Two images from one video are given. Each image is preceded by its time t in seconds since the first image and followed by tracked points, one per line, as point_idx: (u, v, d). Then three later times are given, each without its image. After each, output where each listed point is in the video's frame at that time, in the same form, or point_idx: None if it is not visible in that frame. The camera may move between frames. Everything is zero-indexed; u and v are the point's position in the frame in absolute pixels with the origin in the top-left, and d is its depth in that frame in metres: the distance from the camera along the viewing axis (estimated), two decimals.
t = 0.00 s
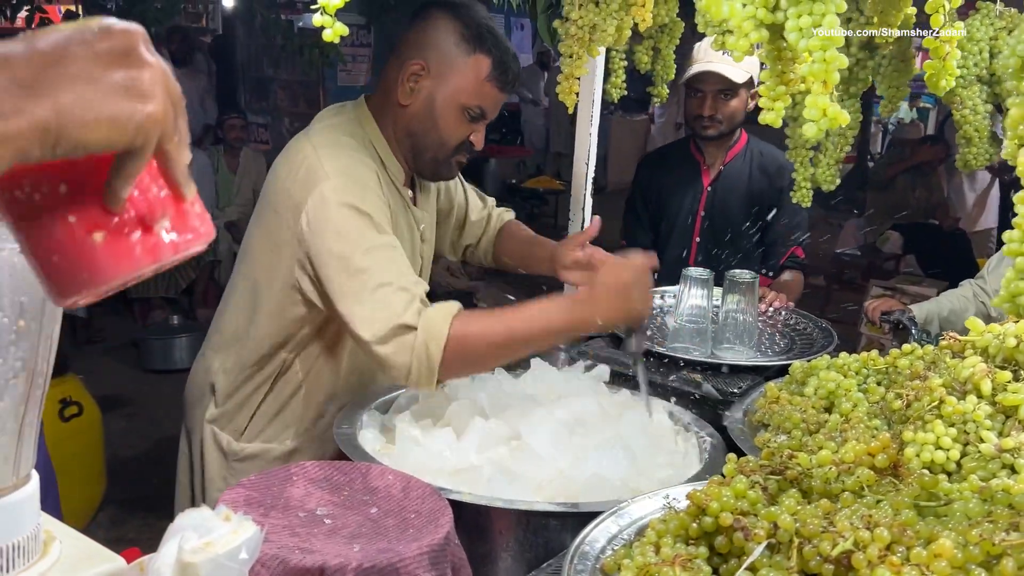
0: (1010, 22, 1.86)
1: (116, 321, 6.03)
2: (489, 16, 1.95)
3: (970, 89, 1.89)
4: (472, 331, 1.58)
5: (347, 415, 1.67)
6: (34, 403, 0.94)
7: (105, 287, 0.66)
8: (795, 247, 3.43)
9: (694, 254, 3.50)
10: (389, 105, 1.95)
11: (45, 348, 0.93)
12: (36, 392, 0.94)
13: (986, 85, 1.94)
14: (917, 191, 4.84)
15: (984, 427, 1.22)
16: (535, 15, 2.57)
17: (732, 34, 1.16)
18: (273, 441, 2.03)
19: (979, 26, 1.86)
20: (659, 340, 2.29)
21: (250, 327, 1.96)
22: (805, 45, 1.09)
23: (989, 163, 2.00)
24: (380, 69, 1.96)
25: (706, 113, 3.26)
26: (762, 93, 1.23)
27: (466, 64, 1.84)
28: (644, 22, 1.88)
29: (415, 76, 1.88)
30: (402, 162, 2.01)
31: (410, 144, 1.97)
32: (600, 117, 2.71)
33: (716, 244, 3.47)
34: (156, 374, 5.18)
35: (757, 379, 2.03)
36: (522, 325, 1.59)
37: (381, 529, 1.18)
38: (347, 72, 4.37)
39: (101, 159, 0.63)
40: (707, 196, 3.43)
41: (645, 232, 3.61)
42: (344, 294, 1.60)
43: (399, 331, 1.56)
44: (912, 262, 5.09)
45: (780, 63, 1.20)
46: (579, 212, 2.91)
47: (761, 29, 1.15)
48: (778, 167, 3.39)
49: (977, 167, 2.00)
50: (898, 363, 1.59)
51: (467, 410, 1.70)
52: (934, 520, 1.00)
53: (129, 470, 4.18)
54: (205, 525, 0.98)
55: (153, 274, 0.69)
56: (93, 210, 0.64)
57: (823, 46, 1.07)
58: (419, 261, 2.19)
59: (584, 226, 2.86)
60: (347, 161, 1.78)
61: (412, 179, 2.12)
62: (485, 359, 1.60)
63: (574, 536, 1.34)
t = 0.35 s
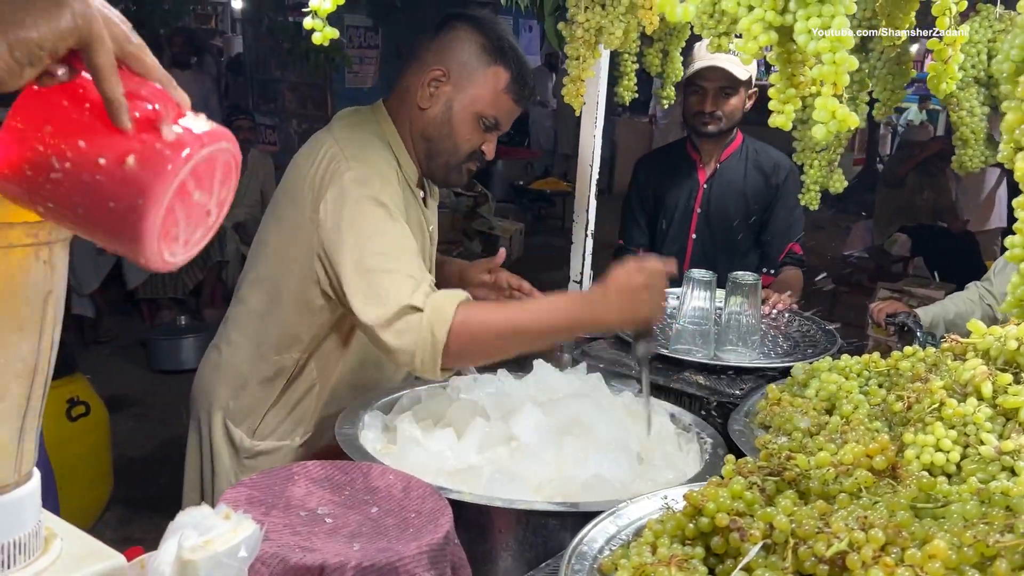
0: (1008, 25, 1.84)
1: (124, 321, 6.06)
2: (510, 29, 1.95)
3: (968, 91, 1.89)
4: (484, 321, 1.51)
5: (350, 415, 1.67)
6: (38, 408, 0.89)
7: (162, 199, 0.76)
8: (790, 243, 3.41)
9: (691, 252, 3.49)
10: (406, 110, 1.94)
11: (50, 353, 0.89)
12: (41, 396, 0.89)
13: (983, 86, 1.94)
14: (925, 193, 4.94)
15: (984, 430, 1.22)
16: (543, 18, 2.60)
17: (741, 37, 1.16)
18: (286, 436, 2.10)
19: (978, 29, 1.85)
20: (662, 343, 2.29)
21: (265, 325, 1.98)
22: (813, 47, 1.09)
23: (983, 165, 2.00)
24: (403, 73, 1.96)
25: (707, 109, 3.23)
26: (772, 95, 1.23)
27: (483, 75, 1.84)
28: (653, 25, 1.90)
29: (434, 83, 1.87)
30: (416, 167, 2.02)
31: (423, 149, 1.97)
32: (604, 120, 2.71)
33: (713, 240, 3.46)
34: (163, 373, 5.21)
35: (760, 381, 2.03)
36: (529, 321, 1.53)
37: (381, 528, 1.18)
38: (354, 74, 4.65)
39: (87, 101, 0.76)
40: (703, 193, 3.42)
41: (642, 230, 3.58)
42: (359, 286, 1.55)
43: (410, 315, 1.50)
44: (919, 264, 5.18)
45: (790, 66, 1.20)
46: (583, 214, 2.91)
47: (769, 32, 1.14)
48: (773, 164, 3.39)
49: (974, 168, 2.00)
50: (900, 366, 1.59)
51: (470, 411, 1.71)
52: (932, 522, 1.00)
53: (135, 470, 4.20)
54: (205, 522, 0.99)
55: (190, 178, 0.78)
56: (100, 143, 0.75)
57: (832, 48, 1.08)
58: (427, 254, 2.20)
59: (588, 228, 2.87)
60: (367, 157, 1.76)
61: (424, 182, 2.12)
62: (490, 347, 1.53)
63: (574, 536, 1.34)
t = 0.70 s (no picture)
0: (1019, 25, 1.85)
1: (131, 322, 6.10)
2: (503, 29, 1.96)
3: (976, 92, 1.88)
4: (446, 294, 1.50)
5: (354, 415, 1.68)
6: (43, 404, 0.89)
7: (120, 75, 0.71)
8: (793, 244, 3.41)
9: (692, 252, 3.47)
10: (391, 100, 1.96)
11: (54, 350, 0.88)
12: (45, 392, 0.89)
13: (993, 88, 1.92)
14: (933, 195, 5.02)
15: (987, 431, 1.22)
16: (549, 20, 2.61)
17: (734, 37, 1.14)
18: (283, 435, 2.08)
19: (986, 30, 1.85)
20: (667, 344, 2.28)
21: (261, 322, 2.00)
22: (807, 50, 1.09)
23: (994, 167, 2.00)
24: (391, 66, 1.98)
25: (712, 107, 3.22)
26: (768, 96, 1.23)
27: (465, 68, 1.84)
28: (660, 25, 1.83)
29: (419, 74, 1.89)
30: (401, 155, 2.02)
31: (408, 138, 1.97)
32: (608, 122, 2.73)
33: (714, 240, 3.44)
34: (169, 373, 5.23)
35: (763, 383, 2.02)
36: (488, 286, 1.52)
37: (383, 527, 1.18)
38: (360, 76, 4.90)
39: (2, 76, 0.72)
40: (705, 193, 3.41)
41: (644, 230, 3.58)
42: (315, 264, 1.56)
43: (366, 297, 1.50)
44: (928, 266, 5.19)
45: (785, 67, 1.20)
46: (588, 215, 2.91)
47: (763, 34, 1.13)
48: (776, 164, 3.39)
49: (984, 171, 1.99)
50: (903, 368, 1.58)
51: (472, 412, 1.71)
52: (933, 523, 1.00)
53: (141, 470, 4.21)
54: (208, 521, 0.99)
55: (133, 73, 0.73)
56: (37, 91, 0.71)
57: (824, 51, 1.08)
58: (421, 251, 2.20)
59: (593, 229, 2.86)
60: (338, 146, 1.79)
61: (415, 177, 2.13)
62: (464, 318, 1.51)
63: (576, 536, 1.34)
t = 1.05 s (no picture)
0: None
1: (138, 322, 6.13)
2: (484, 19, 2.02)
3: (989, 94, 1.88)
4: (335, 313, 1.71)
5: (358, 417, 1.69)
6: (49, 401, 0.90)
7: (147, 127, 0.67)
8: (797, 246, 3.40)
9: (696, 253, 3.47)
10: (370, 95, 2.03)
11: (61, 348, 0.89)
12: (51, 390, 0.89)
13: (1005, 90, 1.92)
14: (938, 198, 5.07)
15: (991, 433, 1.22)
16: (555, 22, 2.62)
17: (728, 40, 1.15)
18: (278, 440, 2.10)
19: (996, 31, 1.85)
20: (671, 344, 2.29)
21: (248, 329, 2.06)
22: (801, 53, 1.10)
23: (1010, 169, 1.99)
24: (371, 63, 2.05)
25: (716, 108, 3.22)
26: (762, 97, 1.22)
27: (443, 60, 1.91)
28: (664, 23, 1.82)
29: (398, 69, 1.96)
30: (381, 151, 2.08)
31: (387, 132, 2.02)
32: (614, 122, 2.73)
33: (718, 240, 3.43)
34: (175, 373, 5.25)
35: (767, 384, 2.02)
36: (376, 296, 1.72)
37: (387, 527, 1.19)
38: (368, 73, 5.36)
39: (13, 94, 0.67)
40: (710, 194, 3.40)
41: (648, 230, 3.58)
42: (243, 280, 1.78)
43: (267, 324, 1.73)
44: (934, 268, 5.19)
45: (779, 68, 1.20)
46: (593, 214, 2.90)
47: (757, 36, 1.14)
48: (779, 166, 3.39)
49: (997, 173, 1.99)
50: (908, 369, 1.58)
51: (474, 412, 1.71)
52: (937, 525, 1.00)
53: (147, 470, 4.22)
54: (213, 519, 1.00)
55: (160, 119, 0.69)
56: (54, 120, 0.67)
57: (816, 53, 1.09)
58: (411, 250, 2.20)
59: (598, 229, 2.87)
60: (291, 150, 1.88)
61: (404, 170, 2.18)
62: (356, 332, 1.74)
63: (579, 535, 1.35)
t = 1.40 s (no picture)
0: None
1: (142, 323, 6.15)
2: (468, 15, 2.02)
3: (988, 95, 1.86)
4: (293, 320, 1.79)
5: (363, 418, 1.70)
6: (55, 402, 0.90)
7: None
8: (800, 247, 3.38)
9: (699, 254, 3.46)
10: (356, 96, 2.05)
11: (67, 349, 0.89)
12: (57, 391, 0.89)
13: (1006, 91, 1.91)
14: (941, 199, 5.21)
15: (998, 436, 1.21)
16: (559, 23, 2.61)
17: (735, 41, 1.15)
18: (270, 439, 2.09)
19: (998, 34, 1.85)
20: (675, 346, 2.28)
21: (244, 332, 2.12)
22: (810, 53, 1.09)
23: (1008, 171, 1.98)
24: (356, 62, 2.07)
25: (718, 110, 3.22)
26: (771, 98, 1.22)
27: (421, 55, 1.90)
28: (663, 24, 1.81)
29: (379, 66, 1.98)
30: (369, 150, 2.08)
31: (373, 129, 2.03)
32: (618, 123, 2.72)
33: (721, 242, 3.43)
34: (178, 373, 5.26)
35: (772, 385, 2.02)
36: (333, 310, 1.77)
37: (392, 528, 1.19)
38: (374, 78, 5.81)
39: None
40: (712, 196, 3.40)
41: (651, 231, 3.58)
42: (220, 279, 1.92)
43: (237, 323, 1.87)
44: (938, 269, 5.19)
45: (789, 70, 1.20)
46: (597, 215, 2.90)
47: (766, 37, 1.14)
48: (783, 168, 3.38)
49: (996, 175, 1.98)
50: (913, 371, 1.57)
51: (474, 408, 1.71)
52: (942, 527, 0.99)
53: (150, 470, 4.23)
54: (218, 520, 1.00)
55: None
56: None
57: (826, 53, 1.08)
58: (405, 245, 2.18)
59: (602, 229, 2.86)
60: (265, 151, 1.95)
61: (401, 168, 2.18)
62: (316, 338, 1.81)
63: (584, 538, 1.35)
